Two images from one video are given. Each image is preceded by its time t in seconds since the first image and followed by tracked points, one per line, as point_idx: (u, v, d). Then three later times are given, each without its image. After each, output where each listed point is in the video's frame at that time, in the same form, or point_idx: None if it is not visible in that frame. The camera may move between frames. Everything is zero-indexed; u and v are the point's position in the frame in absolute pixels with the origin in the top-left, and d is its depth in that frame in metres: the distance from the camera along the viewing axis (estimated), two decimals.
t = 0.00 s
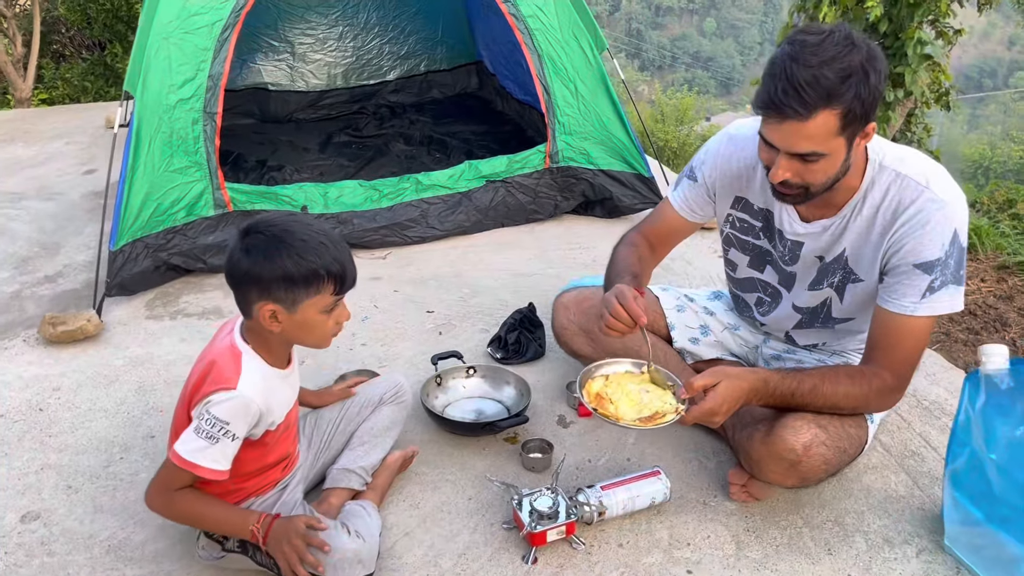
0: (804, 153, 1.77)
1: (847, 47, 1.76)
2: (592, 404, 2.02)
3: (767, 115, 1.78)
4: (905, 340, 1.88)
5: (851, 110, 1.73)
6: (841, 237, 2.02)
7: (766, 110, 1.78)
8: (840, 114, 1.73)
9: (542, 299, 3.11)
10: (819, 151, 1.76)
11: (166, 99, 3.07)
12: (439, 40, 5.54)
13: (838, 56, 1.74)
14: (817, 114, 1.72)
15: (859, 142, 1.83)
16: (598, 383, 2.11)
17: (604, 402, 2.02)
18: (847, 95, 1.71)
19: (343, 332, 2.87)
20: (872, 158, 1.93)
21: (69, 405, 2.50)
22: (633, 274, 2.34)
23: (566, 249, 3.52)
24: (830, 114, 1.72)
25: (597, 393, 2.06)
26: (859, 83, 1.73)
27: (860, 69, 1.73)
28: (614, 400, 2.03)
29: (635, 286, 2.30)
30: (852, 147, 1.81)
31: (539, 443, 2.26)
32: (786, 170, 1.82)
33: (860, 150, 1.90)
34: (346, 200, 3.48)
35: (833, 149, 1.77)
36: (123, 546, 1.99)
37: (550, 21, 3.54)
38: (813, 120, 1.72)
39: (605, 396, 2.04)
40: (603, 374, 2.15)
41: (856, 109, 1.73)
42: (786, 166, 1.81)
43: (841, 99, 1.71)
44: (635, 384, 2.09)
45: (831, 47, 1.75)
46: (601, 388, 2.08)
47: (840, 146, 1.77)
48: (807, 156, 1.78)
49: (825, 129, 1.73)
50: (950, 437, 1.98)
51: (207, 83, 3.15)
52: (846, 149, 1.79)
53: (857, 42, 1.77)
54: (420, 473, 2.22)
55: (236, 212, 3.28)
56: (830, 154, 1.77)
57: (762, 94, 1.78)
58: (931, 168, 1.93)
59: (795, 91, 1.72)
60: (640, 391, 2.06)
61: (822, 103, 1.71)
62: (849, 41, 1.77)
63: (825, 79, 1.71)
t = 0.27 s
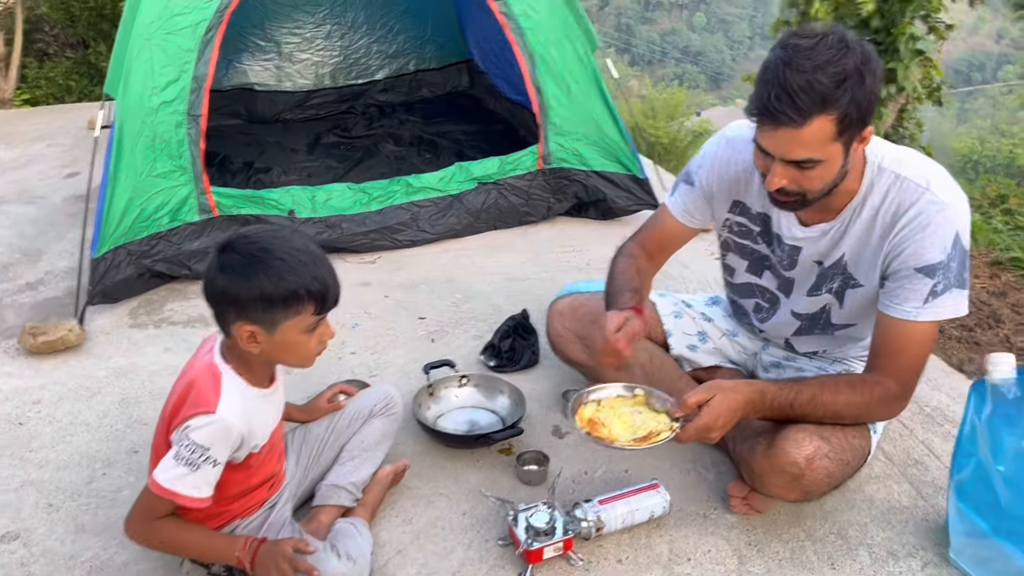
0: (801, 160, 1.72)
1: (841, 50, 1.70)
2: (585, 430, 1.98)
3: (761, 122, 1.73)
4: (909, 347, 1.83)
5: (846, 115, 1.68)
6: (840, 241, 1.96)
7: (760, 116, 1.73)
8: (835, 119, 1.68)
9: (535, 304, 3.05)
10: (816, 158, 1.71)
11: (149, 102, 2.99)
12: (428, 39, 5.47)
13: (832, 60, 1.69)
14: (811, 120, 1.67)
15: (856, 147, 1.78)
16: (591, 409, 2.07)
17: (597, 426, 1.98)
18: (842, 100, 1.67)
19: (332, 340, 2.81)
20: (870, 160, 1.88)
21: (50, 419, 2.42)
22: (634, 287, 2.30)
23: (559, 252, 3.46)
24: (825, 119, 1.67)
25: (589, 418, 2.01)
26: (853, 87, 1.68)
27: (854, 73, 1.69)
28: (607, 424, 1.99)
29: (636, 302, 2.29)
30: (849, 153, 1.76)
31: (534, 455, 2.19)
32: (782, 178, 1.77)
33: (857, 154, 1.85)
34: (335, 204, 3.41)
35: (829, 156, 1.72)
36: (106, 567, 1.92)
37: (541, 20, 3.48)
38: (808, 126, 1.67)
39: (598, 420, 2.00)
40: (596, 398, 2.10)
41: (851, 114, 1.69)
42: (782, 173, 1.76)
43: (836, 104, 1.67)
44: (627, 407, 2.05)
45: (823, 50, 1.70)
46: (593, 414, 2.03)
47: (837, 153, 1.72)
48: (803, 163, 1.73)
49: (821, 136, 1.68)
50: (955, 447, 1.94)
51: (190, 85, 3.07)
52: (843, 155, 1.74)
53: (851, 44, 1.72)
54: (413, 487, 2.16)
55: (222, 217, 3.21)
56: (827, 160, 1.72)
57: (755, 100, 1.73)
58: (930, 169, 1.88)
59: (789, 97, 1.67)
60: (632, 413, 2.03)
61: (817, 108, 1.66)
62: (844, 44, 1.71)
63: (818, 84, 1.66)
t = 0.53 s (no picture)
0: (801, 160, 1.67)
1: (841, 45, 1.65)
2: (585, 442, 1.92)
3: (760, 121, 1.68)
4: (915, 351, 1.77)
5: (848, 112, 1.63)
6: (845, 242, 1.91)
7: (759, 115, 1.68)
8: (836, 117, 1.63)
9: (534, 305, 3.01)
10: (817, 157, 1.67)
11: (140, 101, 2.93)
12: (425, 35, 5.41)
13: (832, 55, 1.63)
14: (812, 118, 1.62)
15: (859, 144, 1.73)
16: (593, 418, 1.99)
17: (598, 438, 1.92)
18: (843, 98, 1.61)
19: (328, 343, 2.76)
20: (875, 158, 1.83)
21: (40, 426, 2.37)
22: (630, 292, 2.22)
23: (558, 252, 3.42)
24: (825, 117, 1.62)
25: (590, 429, 1.95)
26: (854, 83, 1.62)
27: (855, 68, 1.63)
28: (609, 434, 1.93)
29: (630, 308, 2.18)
30: (851, 151, 1.71)
31: (535, 461, 2.15)
32: (783, 177, 1.72)
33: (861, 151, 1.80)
34: (330, 203, 3.36)
35: (831, 154, 1.67)
36: None
37: (540, 15, 3.42)
38: (808, 125, 1.62)
39: (599, 431, 1.94)
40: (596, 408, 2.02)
41: (853, 111, 1.63)
42: (783, 173, 1.71)
43: (836, 102, 1.61)
44: (630, 415, 1.98)
45: (822, 46, 1.65)
46: (595, 424, 1.97)
47: (839, 151, 1.67)
48: (804, 162, 1.68)
49: (821, 134, 1.64)
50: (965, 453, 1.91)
51: (182, 83, 3.01)
52: (845, 153, 1.69)
53: (852, 39, 1.66)
54: (411, 495, 2.12)
55: (216, 217, 3.16)
56: (829, 159, 1.67)
57: (754, 98, 1.68)
58: (937, 168, 1.82)
59: (788, 95, 1.62)
60: (635, 421, 1.96)
61: (816, 106, 1.61)
62: (844, 39, 1.66)
63: (817, 80, 1.61)
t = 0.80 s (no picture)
0: (804, 157, 1.65)
1: (846, 40, 1.61)
2: (584, 437, 1.89)
3: (763, 118, 1.65)
4: (923, 348, 1.74)
5: (851, 109, 1.60)
6: (850, 238, 1.88)
7: (761, 112, 1.65)
8: (839, 113, 1.60)
9: (536, 300, 2.98)
10: (820, 154, 1.64)
11: (137, 94, 2.91)
12: (426, 27, 5.37)
13: (836, 51, 1.60)
14: (814, 114, 1.59)
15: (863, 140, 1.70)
16: (592, 412, 1.97)
17: (597, 433, 1.90)
18: (846, 93, 1.59)
19: (328, 339, 2.73)
20: (880, 153, 1.79)
21: (37, 423, 2.35)
22: (626, 287, 2.21)
23: (559, 246, 3.38)
24: (828, 114, 1.59)
25: (589, 423, 1.93)
26: (858, 79, 1.59)
27: (859, 64, 1.60)
28: (607, 430, 1.90)
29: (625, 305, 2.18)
30: (855, 148, 1.68)
31: (536, 458, 2.13)
32: (786, 175, 1.69)
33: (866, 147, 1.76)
34: (330, 198, 3.33)
35: (834, 151, 1.64)
36: None
37: (541, 7, 3.38)
38: (811, 122, 1.60)
39: (598, 426, 1.92)
40: (597, 399, 2.00)
41: (857, 107, 1.60)
42: (786, 169, 1.68)
43: (839, 98, 1.58)
44: (631, 410, 1.95)
45: (827, 41, 1.61)
46: (594, 418, 1.94)
47: (842, 148, 1.65)
48: (807, 159, 1.65)
49: (824, 131, 1.61)
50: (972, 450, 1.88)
51: (180, 76, 2.98)
52: (849, 150, 1.66)
53: (856, 33, 1.63)
54: (411, 493, 2.09)
55: (215, 212, 3.13)
56: (832, 156, 1.65)
57: (757, 94, 1.65)
58: (943, 162, 1.79)
59: (790, 91, 1.59)
60: (635, 417, 1.93)
61: (819, 103, 1.58)
62: (849, 33, 1.62)
63: (821, 76, 1.58)
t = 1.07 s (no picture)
0: (807, 153, 1.63)
1: (849, 36, 1.60)
2: (585, 450, 1.87)
3: (765, 114, 1.63)
4: (924, 344, 1.72)
5: (854, 105, 1.58)
6: (852, 234, 1.87)
7: (763, 108, 1.64)
8: (842, 110, 1.58)
9: (538, 295, 2.97)
10: (823, 151, 1.62)
11: (141, 89, 2.91)
12: (432, 21, 5.35)
13: (840, 47, 1.58)
14: (817, 111, 1.58)
15: (866, 136, 1.68)
16: (588, 423, 1.95)
17: (597, 443, 1.88)
18: (849, 90, 1.57)
19: (330, 334, 2.73)
20: (883, 148, 1.78)
21: (40, 415, 2.36)
22: (633, 282, 2.18)
23: (563, 241, 3.37)
24: (831, 110, 1.58)
25: (587, 434, 1.91)
26: (861, 75, 1.58)
27: (863, 60, 1.58)
28: (606, 438, 1.89)
29: (634, 299, 2.15)
30: (859, 144, 1.66)
31: (536, 453, 2.13)
32: (788, 172, 1.68)
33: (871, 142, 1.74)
34: (334, 192, 3.33)
35: (837, 147, 1.62)
36: (93, 571, 1.85)
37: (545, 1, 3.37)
38: (813, 119, 1.58)
39: (596, 436, 1.90)
40: (589, 409, 1.99)
41: (860, 104, 1.59)
42: (788, 166, 1.67)
43: (842, 94, 1.57)
44: (626, 415, 1.95)
45: (830, 37, 1.59)
46: (591, 429, 1.93)
47: (846, 144, 1.63)
48: (810, 156, 1.64)
49: (827, 128, 1.59)
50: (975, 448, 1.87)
51: (183, 70, 2.99)
52: (852, 147, 1.64)
53: (859, 28, 1.61)
54: (411, 488, 2.09)
55: (218, 206, 3.13)
56: (835, 152, 1.63)
57: (760, 91, 1.64)
58: (947, 157, 1.77)
59: (793, 87, 1.57)
60: (632, 422, 1.93)
61: (822, 99, 1.56)
62: (851, 29, 1.61)
63: (823, 73, 1.56)
